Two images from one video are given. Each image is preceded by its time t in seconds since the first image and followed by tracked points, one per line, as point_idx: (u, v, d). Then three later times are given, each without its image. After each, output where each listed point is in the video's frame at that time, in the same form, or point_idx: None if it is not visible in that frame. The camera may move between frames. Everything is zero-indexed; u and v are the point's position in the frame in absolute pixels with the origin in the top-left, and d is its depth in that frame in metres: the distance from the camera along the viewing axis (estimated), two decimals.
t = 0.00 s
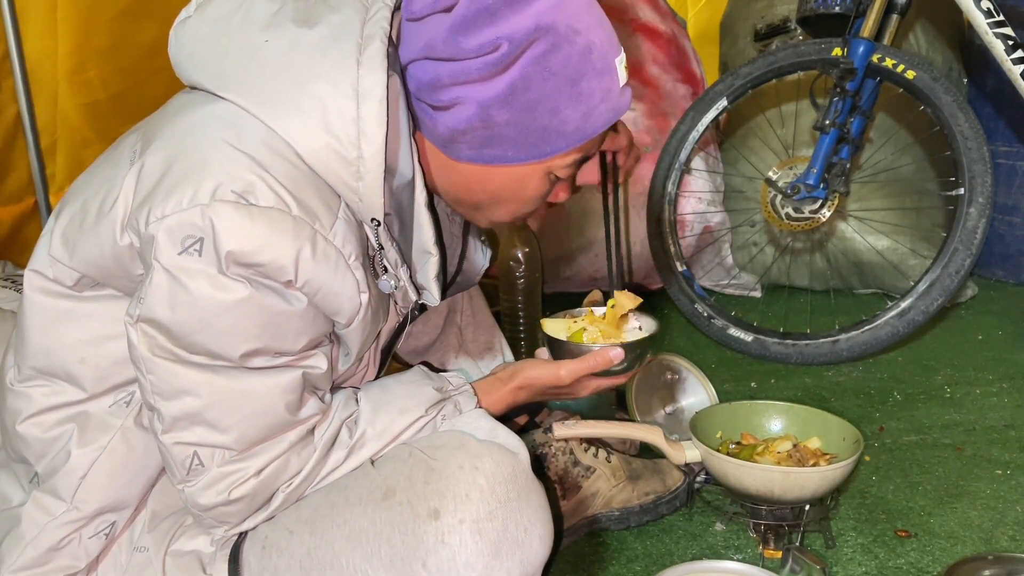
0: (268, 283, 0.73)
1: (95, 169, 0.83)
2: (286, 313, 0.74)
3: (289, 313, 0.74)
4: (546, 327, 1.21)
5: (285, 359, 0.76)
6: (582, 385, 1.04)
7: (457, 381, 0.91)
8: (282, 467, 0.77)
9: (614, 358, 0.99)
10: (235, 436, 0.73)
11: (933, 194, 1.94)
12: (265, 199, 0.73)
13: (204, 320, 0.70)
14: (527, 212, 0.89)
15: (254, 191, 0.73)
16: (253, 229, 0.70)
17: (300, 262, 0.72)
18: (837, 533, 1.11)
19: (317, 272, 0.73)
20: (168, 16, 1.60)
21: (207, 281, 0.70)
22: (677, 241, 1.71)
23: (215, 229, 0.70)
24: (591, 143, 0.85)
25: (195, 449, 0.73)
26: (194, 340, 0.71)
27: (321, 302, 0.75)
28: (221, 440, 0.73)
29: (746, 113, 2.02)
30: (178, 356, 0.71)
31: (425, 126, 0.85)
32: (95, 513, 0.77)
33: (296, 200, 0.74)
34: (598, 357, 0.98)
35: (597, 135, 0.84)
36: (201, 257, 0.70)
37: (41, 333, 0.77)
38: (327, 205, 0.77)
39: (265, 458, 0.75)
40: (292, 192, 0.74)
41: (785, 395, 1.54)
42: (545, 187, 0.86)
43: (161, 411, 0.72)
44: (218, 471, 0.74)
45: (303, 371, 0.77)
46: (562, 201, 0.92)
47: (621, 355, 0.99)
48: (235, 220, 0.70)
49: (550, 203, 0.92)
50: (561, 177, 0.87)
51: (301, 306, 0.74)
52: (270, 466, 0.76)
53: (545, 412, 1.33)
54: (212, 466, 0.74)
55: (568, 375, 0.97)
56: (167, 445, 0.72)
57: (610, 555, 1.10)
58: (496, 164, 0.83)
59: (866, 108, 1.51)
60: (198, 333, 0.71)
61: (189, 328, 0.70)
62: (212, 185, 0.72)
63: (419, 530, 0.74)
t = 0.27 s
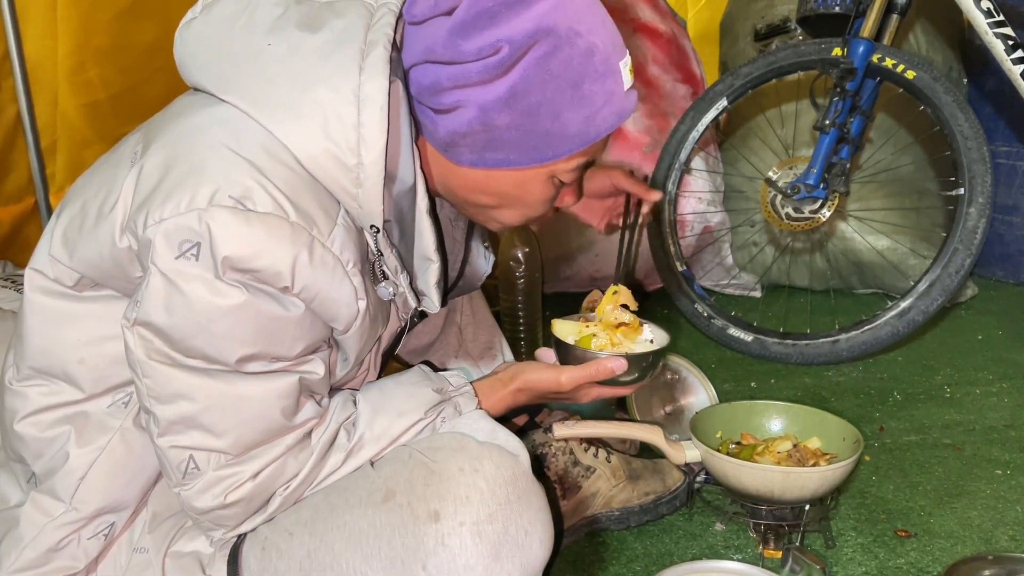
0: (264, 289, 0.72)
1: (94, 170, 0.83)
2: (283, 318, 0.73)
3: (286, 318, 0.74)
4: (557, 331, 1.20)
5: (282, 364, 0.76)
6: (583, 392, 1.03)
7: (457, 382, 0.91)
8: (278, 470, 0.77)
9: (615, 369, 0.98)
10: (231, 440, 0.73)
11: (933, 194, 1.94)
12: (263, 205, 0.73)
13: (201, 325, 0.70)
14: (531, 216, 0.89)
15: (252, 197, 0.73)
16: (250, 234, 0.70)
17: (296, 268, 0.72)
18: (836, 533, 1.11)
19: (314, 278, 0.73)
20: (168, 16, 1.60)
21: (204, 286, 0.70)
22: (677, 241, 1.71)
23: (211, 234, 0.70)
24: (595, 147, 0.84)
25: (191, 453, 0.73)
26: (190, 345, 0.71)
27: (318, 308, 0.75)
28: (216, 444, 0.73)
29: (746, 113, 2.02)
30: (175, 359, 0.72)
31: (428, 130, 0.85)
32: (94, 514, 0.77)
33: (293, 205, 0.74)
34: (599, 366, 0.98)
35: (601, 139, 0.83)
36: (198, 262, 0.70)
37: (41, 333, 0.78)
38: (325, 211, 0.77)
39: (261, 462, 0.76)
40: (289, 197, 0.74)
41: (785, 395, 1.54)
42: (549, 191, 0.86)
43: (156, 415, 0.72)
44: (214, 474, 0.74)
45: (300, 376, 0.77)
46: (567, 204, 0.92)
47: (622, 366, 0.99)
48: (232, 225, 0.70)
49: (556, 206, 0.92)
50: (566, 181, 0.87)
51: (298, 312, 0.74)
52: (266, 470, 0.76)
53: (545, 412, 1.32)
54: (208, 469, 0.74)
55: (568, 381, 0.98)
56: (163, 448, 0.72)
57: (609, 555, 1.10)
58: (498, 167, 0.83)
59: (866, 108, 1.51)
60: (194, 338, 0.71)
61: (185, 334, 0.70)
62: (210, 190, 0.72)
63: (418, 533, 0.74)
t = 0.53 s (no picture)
0: (272, 297, 0.72)
1: (103, 172, 0.83)
2: (290, 327, 0.73)
3: (294, 327, 0.74)
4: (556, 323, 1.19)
5: (287, 372, 0.76)
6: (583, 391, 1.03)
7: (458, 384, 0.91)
8: (279, 476, 0.77)
9: (614, 368, 0.98)
10: (231, 446, 0.73)
11: (933, 194, 1.94)
12: (274, 213, 0.73)
13: (208, 332, 0.70)
14: (545, 227, 0.90)
15: (264, 205, 0.73)
16: (260, 242, 0.70)
17: (305, 278, 0.72)
18: (837, 533, 1.11)
19: (323, 288, 0.73)
20: (168, 16, 1.60)
21: (212, 292, 0.70)
22: (677, 241, 1.71)
23: (222, 241, 0.70)
24: (611, 161, 0.85)
25: (192, 458, 0.73)
26: (195, 350, 0.71)
27: (325, 317, 0.76)
28: (217, 450, 0.73)
29: (746, 114, 2.02)
30: (179, 364, 0.72)
31: (444, 142, 0.85)
32: (96, 516, 0.77)
33: (304, 214, 0.74)
34: (597, 366, 0.98)
35: (617, 153, 0.84)
36: (207, 269, 0.70)
37: (46, 334, 0.78)
38: (336, 221, 0.77)
39: (260, 468, 0.75)
40: (300, 206, 0.75)
41: (785, 395, 1.54)
42: (564, 204, 0.86)
43: (159, 418, 0.72)
44: (214, 480, 0.74)
45: (305, 384, 0.77)
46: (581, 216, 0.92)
47: (621, 364, 0.99)
48: (242, 233, 0.70)
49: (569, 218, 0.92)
50: (580, 194, 0.87)
51: (305, 320, 0.74)
52: (266, 476, 0.76)
53: (545, 413, 1.32)
54: (208, 474, 0.74)
55: (567, 382, 0.98)
56: (165, 452, 0.72)
57: (609, 555, 1.10)
58: (515, 180, 0.83)
59: (866, 108, 1.51)
60: (200, 344, 0.71)
61: (191, 339, 0.71)
62: (221, 197, 0.72)
63: (419, 537, 0.74)
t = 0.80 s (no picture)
0: (283, 303, 0.72)
1: (118, 172, 0.83)
2: (300, 335, 0.73)
3: (305, 334, 0.74)
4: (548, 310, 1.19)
5: (295, 378, 0.76)
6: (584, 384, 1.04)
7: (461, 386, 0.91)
8: (282, 480, 0.77)
9: (611, 356, 0.97)
10: (237, 450, 0.73)
11: (933, 194, 1.94)
12: (290, 220, 0.73)
13: (219, 337, 0.70)
14: (560, 237, 0.91)
15: (280, 212, 0.73)
16: (275, 248, 0.70)
17: (318, 286, 0.72)
18: (837, 533, 1.11)
19: (336, 296, 0.73)
20: (168, 16, 1.60)
21: (225, 297, 0.70)
22: (677, 241, 1.71)
23: (237, 246, 0.70)
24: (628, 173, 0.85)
25: (197, 461, 0.73)
26: (205, 355, 0.71)
27: (336, 325, 0.75)
28: (222, 453, 0.73)
29: (746, 113, 2.02)
30: (187, 367, 0.72)
31: (464, 155, 0.86)
32: (99, 517, 0.77)
33: (319, 222, 0.74)
34: (593, 356, 0.97)
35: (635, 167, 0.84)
36: (220, 273, 0.70)
37: (54, 333, 0.78)
38: (351, 229, 0.77)
39: (264, 472, 0.76)
40: (315, 214, 0.74)
41: (785, 395, 1.54)
42: (580, 216, 0.87)
43: (165, 420, 0.72)
44: (218, 483, 0.74)
45: (312, 391, 0.76)
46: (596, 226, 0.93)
47: (617, 351, 0.97)
48: (257, 238, 0.70)
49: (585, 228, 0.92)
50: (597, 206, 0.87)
51: (316, 328, 0.74)
52: (270, 479, 0.76)
53: (544, 412, 1.32)
54: (212, 477, 0.74)
55: (567, 377, 0.98)
56: (170, 455, 0.72)
57: (609, 555, 1.10)
58: (534, 194, 0.83)
59: (866, 107, 1.51)
60: (210, 349, 0.71)
61: (201, 344, 0.70)
62: (238, 203, 0.72)
63: (422, 540, 0.74)
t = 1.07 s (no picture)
0: (287, 305, 0.72)
1: (124, 172, 0.83)
2: (304, 337, 0.73)
3: (308, 336, 0.73)
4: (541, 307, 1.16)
5: (297, 380, 0.76)
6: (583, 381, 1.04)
7: (461, 387, 0.91)
8: (284, 481, 0.77)
9: (609, 352, 0.98)
10: (239, 452, 0.73)
11: (933, 194, 1.94)
12: (295, 223, 0.72)
13: (222, 339, 0.70)
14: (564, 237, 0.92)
15: (285, 214, 0.72)
16: (278, 250, 0.70)
17: (322, 288, 0.72)
18: (837, 533, 1.11)
19: (339, 299, 0.73)
20: (168, 16, 1.60)
21: (228, 298, 0.70)
22: (677, 241, 1.71)
23: (241, 248, 0.70)
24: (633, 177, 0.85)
25: (198, 462, 0.73)
26: (208, 356, 0.71)
27: (339, 327, 0.75)
28: (224, 455, 0.73)
29: (746, 113, 2.02)
30: (190, 368, 0.72)
31: (470, 158, 0.85)
32: (100, 517, 0.77)
33: (324, 224, 0.74)
34: (591, 353, 0.97)
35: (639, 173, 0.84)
36: (225, 275, 0.70)
37: (56, 332, 0.78)
38: (355, 231, 0.77)
39: (265, 474, 0.76)
40: (320, 215, 0.74)
41: (785, 395, 1.54)
42: (586, 219, 0.87)
43: (167, 421, 0.72)
44: (219, 484, 0.74)
45: (315, 393, 0.76)
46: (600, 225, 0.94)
47: (615, 347, 0.98)
48: (261, 240, 0.70)
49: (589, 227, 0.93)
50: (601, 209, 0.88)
51: (319, 330, 0.74)
52: (271, 481, 0.76)
53: (545, 413, 1.32)
54: (213, 479, 0.74)
55: (566, 375, 0.99)
56: (171, 456, 0.72)
57: (609, 555, 1.10)
58: (541, 199, 0.83)
59: (866, 108, 1.51)
60: (213, 351, 0.70)
61: (204, 346, 0.70)
62: (242, 205, 0.71)
63: (423, 541, 0.74)
